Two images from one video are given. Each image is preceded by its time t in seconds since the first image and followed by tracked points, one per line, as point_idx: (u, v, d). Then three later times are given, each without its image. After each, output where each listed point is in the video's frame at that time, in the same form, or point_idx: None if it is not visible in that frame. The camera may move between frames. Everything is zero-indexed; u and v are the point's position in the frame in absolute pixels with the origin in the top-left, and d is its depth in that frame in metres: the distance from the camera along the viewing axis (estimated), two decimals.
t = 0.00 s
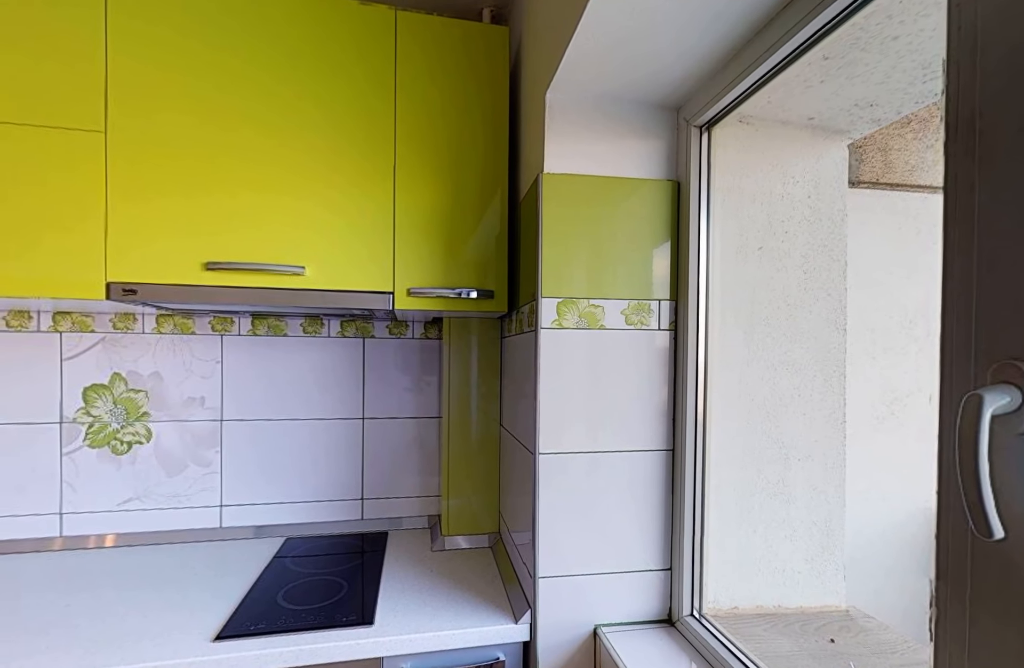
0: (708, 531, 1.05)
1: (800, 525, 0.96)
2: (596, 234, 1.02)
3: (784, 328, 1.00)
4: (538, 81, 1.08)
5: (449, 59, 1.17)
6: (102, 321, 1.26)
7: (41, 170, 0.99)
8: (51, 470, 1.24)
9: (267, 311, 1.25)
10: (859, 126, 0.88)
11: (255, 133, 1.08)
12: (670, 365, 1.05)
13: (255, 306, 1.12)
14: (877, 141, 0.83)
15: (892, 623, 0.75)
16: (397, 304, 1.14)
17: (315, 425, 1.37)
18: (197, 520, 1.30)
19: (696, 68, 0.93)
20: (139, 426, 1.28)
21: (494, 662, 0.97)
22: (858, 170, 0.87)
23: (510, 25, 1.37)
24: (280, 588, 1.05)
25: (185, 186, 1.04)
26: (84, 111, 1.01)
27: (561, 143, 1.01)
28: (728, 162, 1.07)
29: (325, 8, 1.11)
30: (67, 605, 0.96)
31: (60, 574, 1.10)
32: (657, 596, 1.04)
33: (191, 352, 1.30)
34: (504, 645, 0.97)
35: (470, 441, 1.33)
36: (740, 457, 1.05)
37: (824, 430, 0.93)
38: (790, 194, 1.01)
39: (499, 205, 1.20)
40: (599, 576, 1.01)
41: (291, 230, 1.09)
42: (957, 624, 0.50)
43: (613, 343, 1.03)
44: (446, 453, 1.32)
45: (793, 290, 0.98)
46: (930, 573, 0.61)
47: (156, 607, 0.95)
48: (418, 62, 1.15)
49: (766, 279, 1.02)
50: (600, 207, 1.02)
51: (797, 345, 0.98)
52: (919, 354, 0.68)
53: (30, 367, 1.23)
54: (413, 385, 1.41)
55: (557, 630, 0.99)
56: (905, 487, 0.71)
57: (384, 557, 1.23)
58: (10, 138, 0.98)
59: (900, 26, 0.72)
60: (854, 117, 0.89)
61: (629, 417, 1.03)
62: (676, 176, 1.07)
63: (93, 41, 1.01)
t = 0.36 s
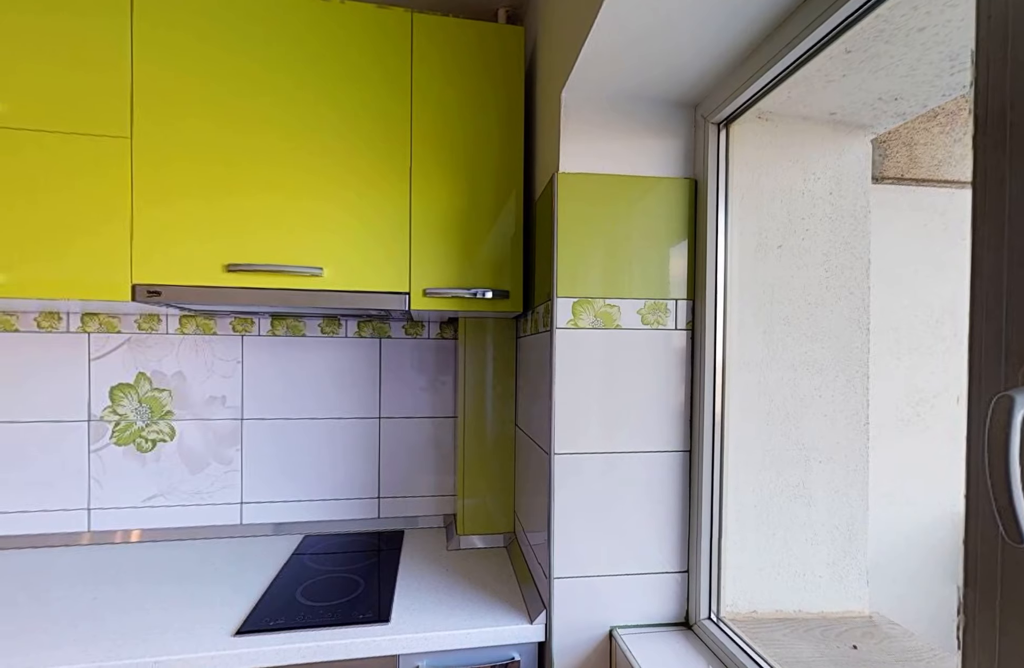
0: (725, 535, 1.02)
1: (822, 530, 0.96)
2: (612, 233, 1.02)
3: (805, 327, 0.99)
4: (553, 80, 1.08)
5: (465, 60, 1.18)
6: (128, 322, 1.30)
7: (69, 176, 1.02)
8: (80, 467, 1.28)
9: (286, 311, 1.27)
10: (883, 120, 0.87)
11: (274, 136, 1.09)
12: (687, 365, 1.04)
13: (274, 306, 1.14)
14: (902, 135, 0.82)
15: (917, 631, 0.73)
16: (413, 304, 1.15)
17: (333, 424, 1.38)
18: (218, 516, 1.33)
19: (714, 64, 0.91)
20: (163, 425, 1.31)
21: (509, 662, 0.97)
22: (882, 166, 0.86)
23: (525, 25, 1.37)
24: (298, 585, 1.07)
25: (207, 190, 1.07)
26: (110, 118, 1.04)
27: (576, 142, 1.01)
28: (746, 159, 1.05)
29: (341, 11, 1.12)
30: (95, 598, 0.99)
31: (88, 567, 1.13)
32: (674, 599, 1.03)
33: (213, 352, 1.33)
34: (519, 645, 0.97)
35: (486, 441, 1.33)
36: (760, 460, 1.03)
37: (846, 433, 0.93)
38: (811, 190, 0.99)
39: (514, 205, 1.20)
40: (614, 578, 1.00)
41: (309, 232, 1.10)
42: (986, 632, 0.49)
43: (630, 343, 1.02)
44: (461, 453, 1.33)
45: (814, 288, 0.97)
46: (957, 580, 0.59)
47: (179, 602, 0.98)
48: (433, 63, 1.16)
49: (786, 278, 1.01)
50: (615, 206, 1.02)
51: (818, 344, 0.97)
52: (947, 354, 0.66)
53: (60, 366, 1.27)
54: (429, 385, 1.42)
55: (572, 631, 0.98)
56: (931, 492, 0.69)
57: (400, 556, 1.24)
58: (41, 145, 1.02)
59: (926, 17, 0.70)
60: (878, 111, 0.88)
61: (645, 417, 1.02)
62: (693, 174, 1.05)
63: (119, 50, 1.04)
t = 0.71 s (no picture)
0: (744, 537, 1.01)
1: (843, 533, 0.94)
2: (627, 233, 1.01)
3: (826, 327, 0.97)
4: (568, 79, 1.08)
5: (479, 60, 1.18)
6: (152, 323, 1.33)
7: (95, 181, 1.05)
8: (106, 464, 1.31)
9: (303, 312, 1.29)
10: (907, 114, 0.84)
11: (292, 139, 1.11)
12: (704, 365, 1.03)
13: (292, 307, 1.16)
14: (926, 129, 0.80)
15: (944, 639, 0.71)
16: (428, 305, 1.15)
17: (350, 423, 1.40)
18: (238, 514, 1.36)
19: (731, 61, 0.90)
20: (185, 423, 1.34)
21: (523, 662, 0.97)
22: (905, 162, 0.83)
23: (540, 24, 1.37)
24: (316, 582, 1.08)
25: (227, 193, 1.09)
26: (134, 124, 1.06)
27: (591, 141, 1.01)
28: (765, 155, 1.03)
29: (357, 15, 1.14)
30: (120, 592, 1.01)
31: (114, 562, 1.16)
32: (691, 602, 1.02)
33: (233, 352, 1.35)
34: (533, 645, 0.97)
35: (501, 441, 1.33)
36: (779, 460, 1.02)
37: (867, 434, 0.90)
38: (832, 186, 0.97)
39: (529, 205, 1.20)
40: (629, 579, 1.00)
41: (326, 233, 1.12)
42: (1017, 641, 0.47)
43: (645, 343, 1.01)
44: (476, 453, 1.33)
45: (834, 288, 0.96)
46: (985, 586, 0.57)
47: (201, 597, 1.00)
48: (448, 64, 1.17)
49: (806, 276, 1.00)
50: (630, 205, 1.01)
51: (838, 344, 0.96)
52: (974, 354, 0.64)
53: (87, 366, 1.30)
54: (444, 385, 1.43)
55: (587, 633, 0.98)
56: (956, 496, 0.68)
57: (415, 554, 1.25)
58: (68, 151, 1.04)
59: (952, 7, 0.69)
60: (902, 105, 0.85)
61: (661, 417, 1.01)
62: (710, 172, 1.04)
63: (142, 58, 1.06)
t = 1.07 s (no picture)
0: (763, 540, 0.98)
1: (865, 537, 0.94)
2: (643, 231, 1.00)
3: (848, 326, 0.96)
4: (583, 78, 1.07)
5: (495, 61, 1.18)
6: (175, 324, 1.36)
7: (121, 185, 1.08)
8: (131, 462, 1.35)
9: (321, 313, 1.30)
10: (935, 108, 0.87)
11: (311, 142, 1.13)
12: (721, 366, 1.01)
13: (311, 308, 1.17)
14: (954, 122, 0.84)
15: (970, 647, 0.75)
16: (444, 305, 1.16)
17: (367, 422, 1.42)
18: (258, 511, 1.38)
19: (749, 57, 0.89)
20: (207, 422, 1.37)
21: (539, 662, 0.97)
22: (931, 156, 0.87)
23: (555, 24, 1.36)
24: (333, 579, 1.10)
25: (248, 196, 1.11)
26: (158, 130, 1.09)
27: (607, 140, 1.00)
28: (786, 151, 1.00)
29: (374, 18, 1.15)
30: (145, 586, 1.04)
31: (139, 557, 1.19)
32: (708, 604, 1.00)
33: (253, 352, 1.38)
34: (549, 645, 0.97)
35: (516, 441, 1.33)
36: (800, 462, 0.99)
37: (891, 436, 0.92)
38: (855, 182, 0.96)
39: (544, 205, 1.19)
40: (645, 580, 0.99)
41: (344, 235, 1.13)
42: None
43: (662, 343, 1.00)
44: (492, 453, 1.34)
45: (857, 287, 0.96)
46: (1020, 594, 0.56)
47: (223, 592, 1.02)
48: (463, 66, 1.17)
49: (828, 274, 0.98)
50: (646, 204, 1.00)
51: (861, 344, 0.95)
52: (1007, 352, 0.71)
53: (113, 366, 1.34)
54: (459, 385, 1.44)
55: (603, 634, 0.98)
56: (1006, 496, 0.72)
57: (431, 553, 1.26)
58: (96, 157, 1.07)
59: None
60: (928, 99, 0.87)
61: (679, 418, 1.00)
62: (728, 169, 1.02)
63: (166, 65, 1.09)
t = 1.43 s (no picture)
0: (782, 544, 0.97)
1: (889, 541, 0.93)
2: (659, 230, 0.99)
3: (870, 325, 0.95)
4: (598, 77, 1.07)
5: (510, 61, 1.18)
6: (196, 325, 1.39)
7: (145, 189, 1.11)
8: (155, 459, 1.38)
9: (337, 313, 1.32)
10: (961, 99, 0.87)
11: (328, 145, 1.14)
12: (738, 366, 1.00)
13: (327, 308, 1.19)
14: (982, 115, 0.85)
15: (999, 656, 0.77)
16: (458, 305, 1.16)
17: (383, 422, 1.43)
18: (277, 508, 1.40)
19: (768, 52, 0.87)
20: (227, 420, 1.39)
21: (554, 663, 0.97)
22: (957, 151, 0.87)
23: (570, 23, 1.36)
24: (350, 577, 1.11)
25: (267, 199, 1.13)
26: (181, 135, 1.11)
27: (622, 139, 0.99)
28: (805, 148, 0.98)
29: (390, 21, 1.16)
30: (167, 581, 1.07)
31: (162, 552, 1.22)
32: (724, 607, 0.99)
33: (272, 352, 1.40)
34: (563, 646, 0.97)
35: (531, 441, 1.33)
36: (819, 465, 0.98)
37: (917, 438, 0.92)
38: (877, 179, 0.95)
39: (559, 205, 1.19)
40: (660, 582, 0.98)
41: (361, 236, 1.14)
42: None
43: (678, 343, 0.99)
44: (506, 453, 1.34)
45: (880, 285, 0.94)
46: None
47: (242, 588, 1.04)
48: (478, 67, 1.18)
49: (849, 273, 0.96)
50: (662, 202, 0.99)
51: (884, 343, 0.94)
52: None
53: (137, 366, 1.37)
54: (474, 385, 1.44)
55: (618, 636, 0.97)
56: None
57: (446, 552, 1.26)
58: (120, 162, 1.10)
59: None
60: (954, 91, 0.87)
61: (695, 418, 0.99)
62: (746, 166, 1.01)
63: (188, 71, 1.11)
